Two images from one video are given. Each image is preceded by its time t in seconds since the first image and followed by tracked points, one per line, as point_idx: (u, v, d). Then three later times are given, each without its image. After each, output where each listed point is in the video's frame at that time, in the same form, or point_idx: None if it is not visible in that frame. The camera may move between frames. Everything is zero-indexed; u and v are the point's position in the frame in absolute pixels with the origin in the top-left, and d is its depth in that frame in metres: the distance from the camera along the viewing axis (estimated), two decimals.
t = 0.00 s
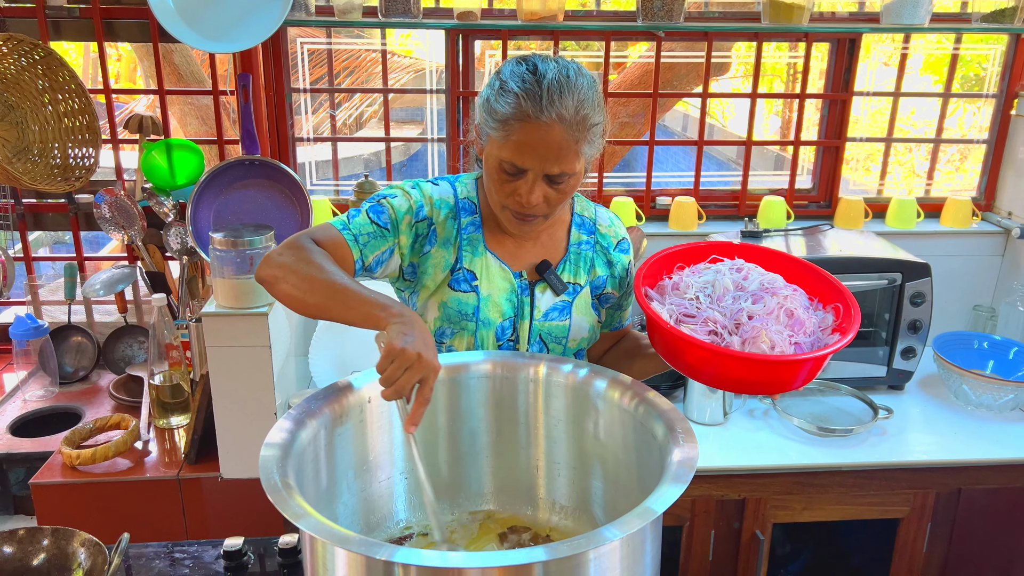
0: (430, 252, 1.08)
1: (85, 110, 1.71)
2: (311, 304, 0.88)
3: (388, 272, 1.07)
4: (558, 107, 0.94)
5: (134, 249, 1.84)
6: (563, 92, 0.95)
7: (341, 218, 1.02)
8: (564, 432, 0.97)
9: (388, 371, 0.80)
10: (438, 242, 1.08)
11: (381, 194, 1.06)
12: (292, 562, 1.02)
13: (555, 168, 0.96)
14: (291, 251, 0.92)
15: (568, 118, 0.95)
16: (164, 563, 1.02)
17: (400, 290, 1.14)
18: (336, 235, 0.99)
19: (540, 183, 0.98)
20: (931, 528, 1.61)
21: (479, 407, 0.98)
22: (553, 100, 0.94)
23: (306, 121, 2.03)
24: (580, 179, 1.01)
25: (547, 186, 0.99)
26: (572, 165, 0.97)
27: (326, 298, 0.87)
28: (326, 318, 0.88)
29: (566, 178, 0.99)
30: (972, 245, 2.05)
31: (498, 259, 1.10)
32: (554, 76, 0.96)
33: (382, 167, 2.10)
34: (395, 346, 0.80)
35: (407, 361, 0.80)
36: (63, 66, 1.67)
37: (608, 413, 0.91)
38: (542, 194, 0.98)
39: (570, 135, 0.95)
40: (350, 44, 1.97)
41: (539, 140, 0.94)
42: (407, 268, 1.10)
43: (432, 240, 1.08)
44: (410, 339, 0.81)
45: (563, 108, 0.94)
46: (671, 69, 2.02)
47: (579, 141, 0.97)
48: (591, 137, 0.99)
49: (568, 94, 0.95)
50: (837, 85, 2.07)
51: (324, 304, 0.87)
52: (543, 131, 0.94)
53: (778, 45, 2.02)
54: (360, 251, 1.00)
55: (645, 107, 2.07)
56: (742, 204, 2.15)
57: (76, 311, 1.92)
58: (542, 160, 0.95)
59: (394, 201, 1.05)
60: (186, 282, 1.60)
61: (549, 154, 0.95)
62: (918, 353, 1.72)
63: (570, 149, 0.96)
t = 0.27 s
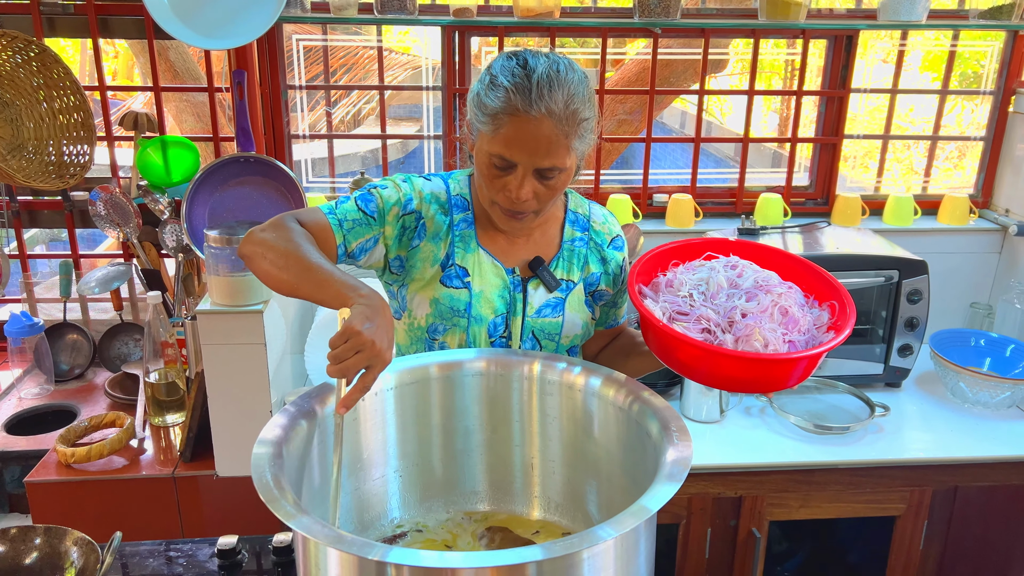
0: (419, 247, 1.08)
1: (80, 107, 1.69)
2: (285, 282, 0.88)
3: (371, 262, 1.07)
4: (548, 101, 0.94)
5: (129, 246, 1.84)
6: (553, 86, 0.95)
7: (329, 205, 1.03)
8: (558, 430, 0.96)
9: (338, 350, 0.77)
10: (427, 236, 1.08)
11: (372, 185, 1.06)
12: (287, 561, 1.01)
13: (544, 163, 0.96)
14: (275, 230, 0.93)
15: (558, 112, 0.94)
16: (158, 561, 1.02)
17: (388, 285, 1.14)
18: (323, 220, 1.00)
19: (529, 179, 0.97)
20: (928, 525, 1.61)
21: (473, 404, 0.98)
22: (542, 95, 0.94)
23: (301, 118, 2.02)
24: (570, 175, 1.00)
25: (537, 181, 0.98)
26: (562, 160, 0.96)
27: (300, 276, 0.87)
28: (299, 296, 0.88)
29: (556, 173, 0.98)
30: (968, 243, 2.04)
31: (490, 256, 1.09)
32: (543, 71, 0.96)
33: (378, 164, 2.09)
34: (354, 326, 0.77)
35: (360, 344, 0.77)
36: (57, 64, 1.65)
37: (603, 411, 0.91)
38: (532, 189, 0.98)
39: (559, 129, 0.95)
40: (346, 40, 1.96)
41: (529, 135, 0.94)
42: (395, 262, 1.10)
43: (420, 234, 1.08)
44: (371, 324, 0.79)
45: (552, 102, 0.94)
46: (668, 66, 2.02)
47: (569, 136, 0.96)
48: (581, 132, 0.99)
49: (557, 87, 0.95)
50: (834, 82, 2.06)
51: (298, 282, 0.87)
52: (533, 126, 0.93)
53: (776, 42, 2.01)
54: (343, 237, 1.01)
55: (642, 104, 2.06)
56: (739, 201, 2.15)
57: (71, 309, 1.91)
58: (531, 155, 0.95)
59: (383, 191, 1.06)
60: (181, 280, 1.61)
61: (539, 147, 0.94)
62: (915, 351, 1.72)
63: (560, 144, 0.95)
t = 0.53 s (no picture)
0: (407, 244, 1.09)
1: (73, 104, 1.68)
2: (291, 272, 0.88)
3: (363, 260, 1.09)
4: (536, 88, 0.94)
5: (124, 243, 1.83)
6: (539, 75, 0.95)
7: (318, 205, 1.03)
8: (551, 427, 0.96)
9: (379, 327, 0.80)
10: (416, 233, 1.09)
11: (359, 183, 1.07)
12: (280, 559, 1.01)
13: (534, 151, 0.95)
14: (265, 229, 0.93)
15: (546, 99, 0.94)
16: (150, 560, 1.01)
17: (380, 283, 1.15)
18: (312, 219, 0.99)
19: (519, 168, 0.96)
20: (924, 523, 1.60)
21: (466, 402, 0.97)
22: (529, 83, 0.94)
23: (296, 115, 2.02)
24: (561, 163, 1.00)
25: (527, 171, 0.97)
26: (552, 147, 0.96)
27: (305, 263, 0.88)
28: (308, 283, 0.89)
29: (547, 161, 0.98)
30: (965, 240, 2.04)
31: (479, 252, 1.09)
32: (530, 60, 0.96)
33: (373, 161, 2.08)
34: (382, 301, 0.80)
35: (395, 316, 0.80)
36: (50, 59, 1.65)
37: (596, 408, 0.90)
38: (523, 179, 0.97)
39: (548, 115, 0.95)
40: (341, 37, 1.95)
41: (518, 123, 0.94)
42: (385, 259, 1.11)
43: (409, 231, 1.09)
44: (397, 294, 0.81)
45: (539, 90, 0.94)
46: (665, 63, 2.02)
47: (557, 123, 0.96)
48: (569, 120, 0.99)
49: (544, 75, 0.95)
50: (831, 79, 2.06)
51: (304, 269, 0.88)
52: (521, 113, 0.93)
53: (773, 38, 2.00)
54: (332, 236, 1.01)
55: (638, 101, 2.06)
56: (736, 198, 2.14)
57: (66, 306, 1.91)
58: (521, 143, 0.94)
59: (370, 190, 1.06)
60: (176, 278, 1.61)
61: (529, 134, 0.94)
62: (911, 348, 1.72)
63: (549, 131, 0.95)
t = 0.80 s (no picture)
0: (403, 246, 1.08)
1: (71, 102, 1.67)
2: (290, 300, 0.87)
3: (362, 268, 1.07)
4: (524, 78, 0.94)
5: (121, 241, 1.83)
6: (527, 64, 0.94)
7: (313, 215, 1.01)
8: (548, 426, 0.95)
9: (384, 365, 0.79)
10: (411, 236, 1.08)
11: (352, 189, 1.05)
12: (275, 559, 1.01)
13: (524, 140, 0.95)
14: (263, 249, 0.91)
15: (535, 88, 0.94)
16: (146, 560, 1.00)
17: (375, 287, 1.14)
18: (310, 233, 0.98)
19: (510, 160, 0.96)
20: (923, 521, 1.60)
21: (463, 401, 0.97)
22: (517, 72, 0.94)
23: (294, 113, 2.01)
24: (552, 155, 1.00)
25: (518, 162, 0.97)
26: (542, 137, 0.96)
27: (305, 293, 0.87)
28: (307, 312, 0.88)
29: (537, 152, 0.97)
30: (965, 238, 2.04)
31: (472, 251, 1.09)
32: (517, 51, 0.96)
33: (372, 159, 2.08)
34: (383, 338, 0.79)
35: (400, 351, 0.79)
36: (47, 57, 1.64)
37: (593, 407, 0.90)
38: (514, 171, 0.97)
39: (538, 105, 0.95)
40: (339, 34, 1.94)
41: (507, 112, 0.93)
42: (382, 263, 1.10)
43: (404, 233, 1.08)
44: (399, 330, 0.80)
45: (528, 79, 0.94)
46: (664, 60, 2.00)
47: (547, 113, 0.96)
48: (559, 110, 0.98)
49: (532, 65, 0.95)
50: (830, 76, 2.05)
51: (304, 298, 0.87)
52: (509, 103, 0.93)
53: (772, 36, 2.00)
54: (332, 248, 0.99)
55: (637, 99, 2.05)
56: (735, 196, 2.14)
57: (63, 304, 1.90)
58: (510, 133, 0.94)
59: (365, 195, 1.04)
60: (174, 276, 1.60)
61: (519, 124, 0.94)
62: (910, 346, 1.72)
63: (539, 121, 0.95)
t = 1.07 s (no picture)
0: (400, 248, 1.06)
1: (70, 101, 1.67)
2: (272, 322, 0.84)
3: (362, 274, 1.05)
4: (511, 76, 0.93)
5: (120, 241, 1.82)
6: (513, 61, 0.94)
7: (308, 226, 0.99)
8: (548, 425, 0.95)
9: (335, 396, 0.75)
10: (408, 237, 1.07)
11: (345, 195, 1.04)
12: (275, 558, 1.01)
13: (516, 138, 0.95)
14: (262, 267, 0.89)
15: (523, 85, 0.94)
16: (146, 559, 1.00)
17: (373, 291, 1.12)
18: (307, 244, 0.96)
19: (503, 158, 0.96)
20: (922, 520, 1.60)
21: (462, 401, 0.97)
22: (504, 71, 0.93)
23: (293, 113, 2.01)
24: (543, 150, 1.00)
25: (510, 159, 0.97)
26: (532, 134, 0.96)
27: (289, 319, 0.83)
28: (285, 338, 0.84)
29: (529, 149, 0.98)
30: (964, 237, 2.04)
31: (468, 251, 1.08)
32: (501, 49, 0.95)
33: (371, 158, 2.08)
34: (340, 363, 0.75)
35: (355, 380, 0.75)
36: (46, 57, 1.63)
37: (593, 406, 0.90)
38: (507, 169, 0.97)
39: (527, 102, 0.95)
40: (339, 33, 1.94)
41: (496, 112, 0.93)
42: (380, 267, 1.08)
43: (401, 236, 1.06)
44: (356, 358, 0.77)
45: (515, 77, 0.94)
46: (663, 59, 2.00)
47: (537, 109, 0.96)
48: (547, 105, 0.98)
49: (518, 62, 0.94)
50: (829, 76, 2.05)
51: (286, 322, 0.83)
52: (499, 102, 0.93)
53: (771, 35, 2.00)
54: (334, 256, 0.98)
55: (636, 98, 2.05)
56: (734, 195, 2.14)
57: (62, 304, 1.90)
58: (501, 132, 0.94)
59: (359, 200, 1.03)
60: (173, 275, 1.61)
61: (510, 123, 0.94)
62: (910, 345, 1.72)
63: (528, 118, 0.95)
